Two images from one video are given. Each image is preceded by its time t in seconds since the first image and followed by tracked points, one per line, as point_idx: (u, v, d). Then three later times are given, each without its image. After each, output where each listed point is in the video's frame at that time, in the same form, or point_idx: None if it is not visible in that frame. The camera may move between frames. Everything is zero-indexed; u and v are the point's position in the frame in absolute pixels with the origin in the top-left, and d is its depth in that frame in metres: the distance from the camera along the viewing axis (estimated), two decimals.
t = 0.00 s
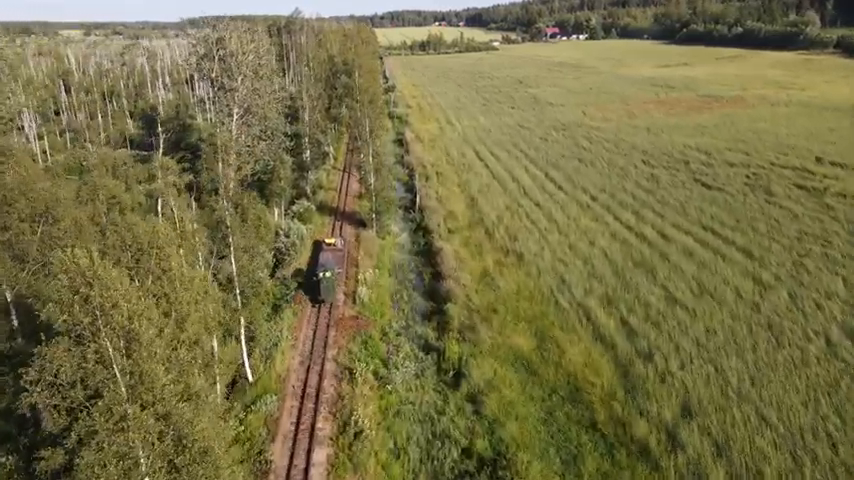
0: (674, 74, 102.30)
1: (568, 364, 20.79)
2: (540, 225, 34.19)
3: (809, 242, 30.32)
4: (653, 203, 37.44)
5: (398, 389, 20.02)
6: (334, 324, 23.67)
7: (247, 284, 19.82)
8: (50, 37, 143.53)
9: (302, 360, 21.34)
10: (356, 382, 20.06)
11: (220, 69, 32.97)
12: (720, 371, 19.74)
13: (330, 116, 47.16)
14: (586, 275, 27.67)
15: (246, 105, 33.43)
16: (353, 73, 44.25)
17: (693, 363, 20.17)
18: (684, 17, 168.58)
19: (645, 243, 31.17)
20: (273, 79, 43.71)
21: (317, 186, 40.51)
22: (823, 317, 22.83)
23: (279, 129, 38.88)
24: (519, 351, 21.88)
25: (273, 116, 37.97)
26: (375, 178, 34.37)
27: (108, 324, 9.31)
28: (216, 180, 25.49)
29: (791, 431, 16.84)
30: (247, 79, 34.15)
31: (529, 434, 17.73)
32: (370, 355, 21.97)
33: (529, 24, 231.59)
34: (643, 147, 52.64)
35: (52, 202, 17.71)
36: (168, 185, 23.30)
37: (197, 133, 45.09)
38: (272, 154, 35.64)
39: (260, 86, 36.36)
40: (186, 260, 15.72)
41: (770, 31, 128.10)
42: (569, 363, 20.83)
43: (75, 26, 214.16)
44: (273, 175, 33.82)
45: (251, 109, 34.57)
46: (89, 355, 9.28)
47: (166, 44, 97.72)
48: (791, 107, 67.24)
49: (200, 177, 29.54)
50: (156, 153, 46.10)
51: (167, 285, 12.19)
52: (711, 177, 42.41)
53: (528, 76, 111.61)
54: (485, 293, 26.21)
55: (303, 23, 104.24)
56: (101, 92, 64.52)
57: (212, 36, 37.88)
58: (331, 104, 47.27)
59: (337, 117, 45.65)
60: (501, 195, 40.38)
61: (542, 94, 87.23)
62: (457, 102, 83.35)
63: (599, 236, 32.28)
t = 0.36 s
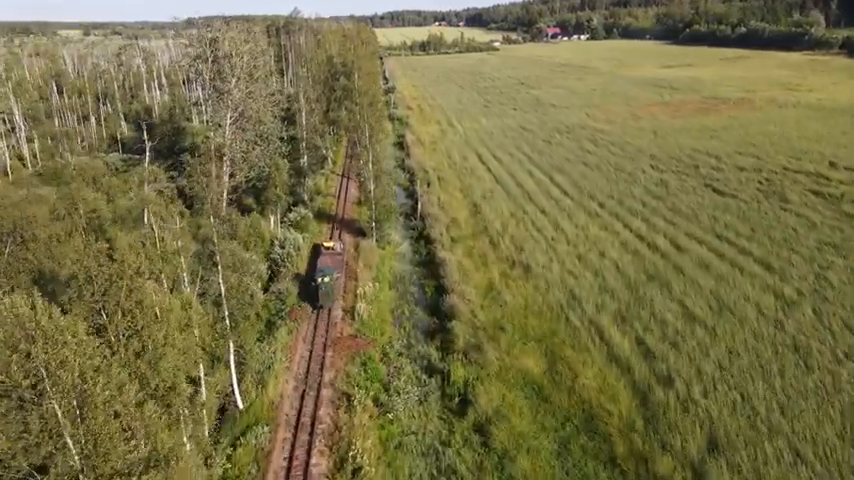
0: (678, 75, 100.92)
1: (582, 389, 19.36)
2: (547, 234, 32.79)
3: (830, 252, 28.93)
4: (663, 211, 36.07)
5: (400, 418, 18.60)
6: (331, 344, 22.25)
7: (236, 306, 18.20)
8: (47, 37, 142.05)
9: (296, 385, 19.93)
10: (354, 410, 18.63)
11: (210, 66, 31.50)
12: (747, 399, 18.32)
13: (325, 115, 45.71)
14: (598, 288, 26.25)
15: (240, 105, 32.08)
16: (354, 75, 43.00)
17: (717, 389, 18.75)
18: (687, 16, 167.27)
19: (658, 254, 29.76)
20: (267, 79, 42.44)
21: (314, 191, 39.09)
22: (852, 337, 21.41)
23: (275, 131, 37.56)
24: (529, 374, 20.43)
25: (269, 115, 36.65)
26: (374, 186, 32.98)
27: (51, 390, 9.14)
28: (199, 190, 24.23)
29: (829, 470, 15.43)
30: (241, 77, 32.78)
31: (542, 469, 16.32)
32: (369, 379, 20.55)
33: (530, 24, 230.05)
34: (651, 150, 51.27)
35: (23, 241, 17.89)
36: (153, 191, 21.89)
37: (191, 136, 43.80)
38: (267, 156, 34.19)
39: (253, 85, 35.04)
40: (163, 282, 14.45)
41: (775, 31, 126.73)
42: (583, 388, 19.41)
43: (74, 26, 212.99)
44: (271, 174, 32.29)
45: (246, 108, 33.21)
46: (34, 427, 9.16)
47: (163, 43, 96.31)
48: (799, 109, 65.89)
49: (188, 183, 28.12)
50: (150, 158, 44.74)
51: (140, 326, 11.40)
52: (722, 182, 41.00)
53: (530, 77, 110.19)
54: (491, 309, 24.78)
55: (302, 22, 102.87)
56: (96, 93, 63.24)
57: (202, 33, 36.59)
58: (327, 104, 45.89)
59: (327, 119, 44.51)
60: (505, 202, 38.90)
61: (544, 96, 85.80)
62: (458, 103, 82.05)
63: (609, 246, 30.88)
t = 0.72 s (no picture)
0: (683, 76, 99.41)
1: (601, 421, 17.79)
2: (556, 245, 31.24)
3: None
4: (676, 219, 34.53)
5: (403, 455, 16.99)
6: (329, 369, 20.64)
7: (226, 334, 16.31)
8: (43, 37, 140.46)
9: (290, 417, 18.35)
10: (353, 447, 17.04)
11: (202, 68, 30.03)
12: (783, 435, 16.75)
13: (323, 118, 44.23)
14: (613, 306, 24.67)
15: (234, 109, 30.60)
16: (353, 78, 41.55)
17: (749, 424, 17.19)
18: (690, 17, 165.81)
19: (674, 267, 28.21)
20: (263, 81, 40.98)
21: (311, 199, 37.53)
22: None
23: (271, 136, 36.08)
24: (543, 404, 18.84)
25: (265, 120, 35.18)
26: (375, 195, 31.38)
27: None
28: (188, 201, 22.73)
29: None
30: (235, 79, 31.30)
31: None
32: (369, 410, 18.96)
33: (531, 24, 228.56)
34: (659, 155, 49.78)
35: (2, 268, 17.00)
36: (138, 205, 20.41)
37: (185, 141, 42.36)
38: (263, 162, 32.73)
39: (247, 87, 33.55)
40: (138, 314, 13.02)
41: (780, 32, 125.23)
42: (602, 420, 17.84)
43: (72, 26, 211.72)
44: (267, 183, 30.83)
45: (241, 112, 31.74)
46: None
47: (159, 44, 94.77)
48: (810, 111, 64.42)
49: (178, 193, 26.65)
50: (142, 164, 43.26)
51: (99, 384, 11.12)
52: (736, 189, 39.47)
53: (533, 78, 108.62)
54: (500, 330, 23.19)
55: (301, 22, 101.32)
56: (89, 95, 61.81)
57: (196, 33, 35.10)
58: (326, 108, 44.43)
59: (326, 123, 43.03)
60: (511, 210, 37.37)
61: (547, 97, 84.28)
62: (460, 105, 80.62)
63: (622, 258, 29.33)
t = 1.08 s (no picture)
0: (688, 77, 97.95)
1: (625, 460, 16.22)
2: (566, 257, 29.70)
3: None
4: (690, 228, 33.02)
5: None
6: (326, 398, 19.06)
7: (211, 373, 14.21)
8: (39, 37, 138.76)
9: (282, 456, 16.77)
10: None
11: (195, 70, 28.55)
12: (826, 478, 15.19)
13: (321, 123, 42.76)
14: (629, 325, 23.11)
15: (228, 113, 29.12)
16: (352, 81, 40.08)
17: (788, 465, 15.62)
18: (693, 17, 164.48)
19: (692, 281, 26.67)
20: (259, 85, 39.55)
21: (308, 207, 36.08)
22: None
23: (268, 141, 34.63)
24: (559, 440, 17.28)
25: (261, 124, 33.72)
26: (375, 205, 29.87)
27: None
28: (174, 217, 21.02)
29: None
30: (230, 81, 29.85)
31: None
32: (368, 446, 17.40)
33: (532, 24, 227.07)
34: (668, 159, 48.32)
35: None
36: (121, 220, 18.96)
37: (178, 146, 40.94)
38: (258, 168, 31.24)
39: (243, 90, 32.10)
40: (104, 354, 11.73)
41: (785, 32, 123.82)
42: (625, 458, 16.27)
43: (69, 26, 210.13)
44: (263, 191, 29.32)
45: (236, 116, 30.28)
46: None
47: (155, 44, 93.20)
48: (821, 113, 62.92)
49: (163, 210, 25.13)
50: (135, 170, 41.89)
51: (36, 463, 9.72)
52: (751, 196, 37.95)
53: (535, 79, 107.11)
54: (510, 353, 21.65)
55: (299, 23, 99.69)
56: (83, 98, 60.47)
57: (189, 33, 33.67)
58: (324, 112, 42.95)
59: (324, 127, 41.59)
60: (518, 218, 35.85)
61: (551, 99, 82.75)
62: (462, 107, 79.19)
63: (636, 272, 27.80)
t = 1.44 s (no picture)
0: (694, 78, 96.30)
1: None
2: (578, 272, 27.98)
3: None
4: (708, 240, 31.33)
5: None
6: (323, 437, 17.34)
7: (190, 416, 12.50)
8: (37, 36, 137.23)
9: None
10: None
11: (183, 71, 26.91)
12: None
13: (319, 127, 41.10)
14: (650, 351, 21.40)
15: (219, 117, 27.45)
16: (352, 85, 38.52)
17: None
18: (696, 17, 162.82)
19: (715, 300, 24.98)
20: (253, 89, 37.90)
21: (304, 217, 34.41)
22: None
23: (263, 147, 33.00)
24: None
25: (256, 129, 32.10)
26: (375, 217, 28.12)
27: None
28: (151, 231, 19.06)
29: None
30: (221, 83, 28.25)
31: None
32: None
33: (533, 24, 225.36)
34: (679, 164, 46.67)
35: None
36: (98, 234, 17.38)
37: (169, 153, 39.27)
38: (251, 177, 29.64)
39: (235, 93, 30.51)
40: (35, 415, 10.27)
41: (790, 33, 122.16)
42: None
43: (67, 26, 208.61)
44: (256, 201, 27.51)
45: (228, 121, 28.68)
46: None
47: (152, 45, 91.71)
48: (833, 116, 61.24)
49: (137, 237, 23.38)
50: (126, 177, 40.44)
51: None
52: (769, 205, 36.27)
53: (538, 80, 105.50)
54: (522, 383, 19.96)
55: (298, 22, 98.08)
56: (75, 100, 58.82)
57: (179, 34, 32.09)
58: (321, 117, 41.34)
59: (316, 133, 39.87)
60: (525, 229, 34.16)
61: (554, 101, 81.05)
62: (463, 109, 77.54)
63: (654, 289, 26.11)
